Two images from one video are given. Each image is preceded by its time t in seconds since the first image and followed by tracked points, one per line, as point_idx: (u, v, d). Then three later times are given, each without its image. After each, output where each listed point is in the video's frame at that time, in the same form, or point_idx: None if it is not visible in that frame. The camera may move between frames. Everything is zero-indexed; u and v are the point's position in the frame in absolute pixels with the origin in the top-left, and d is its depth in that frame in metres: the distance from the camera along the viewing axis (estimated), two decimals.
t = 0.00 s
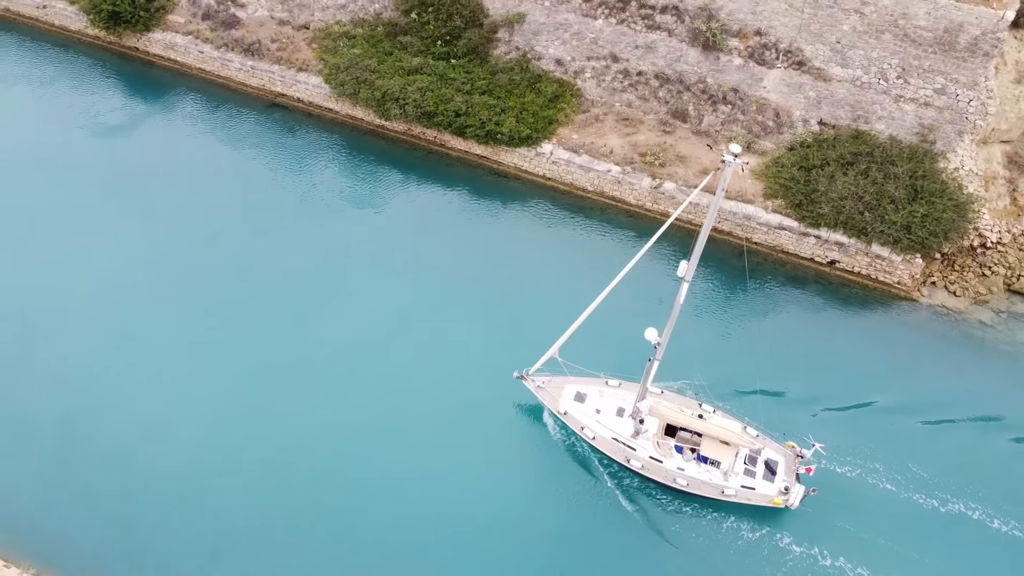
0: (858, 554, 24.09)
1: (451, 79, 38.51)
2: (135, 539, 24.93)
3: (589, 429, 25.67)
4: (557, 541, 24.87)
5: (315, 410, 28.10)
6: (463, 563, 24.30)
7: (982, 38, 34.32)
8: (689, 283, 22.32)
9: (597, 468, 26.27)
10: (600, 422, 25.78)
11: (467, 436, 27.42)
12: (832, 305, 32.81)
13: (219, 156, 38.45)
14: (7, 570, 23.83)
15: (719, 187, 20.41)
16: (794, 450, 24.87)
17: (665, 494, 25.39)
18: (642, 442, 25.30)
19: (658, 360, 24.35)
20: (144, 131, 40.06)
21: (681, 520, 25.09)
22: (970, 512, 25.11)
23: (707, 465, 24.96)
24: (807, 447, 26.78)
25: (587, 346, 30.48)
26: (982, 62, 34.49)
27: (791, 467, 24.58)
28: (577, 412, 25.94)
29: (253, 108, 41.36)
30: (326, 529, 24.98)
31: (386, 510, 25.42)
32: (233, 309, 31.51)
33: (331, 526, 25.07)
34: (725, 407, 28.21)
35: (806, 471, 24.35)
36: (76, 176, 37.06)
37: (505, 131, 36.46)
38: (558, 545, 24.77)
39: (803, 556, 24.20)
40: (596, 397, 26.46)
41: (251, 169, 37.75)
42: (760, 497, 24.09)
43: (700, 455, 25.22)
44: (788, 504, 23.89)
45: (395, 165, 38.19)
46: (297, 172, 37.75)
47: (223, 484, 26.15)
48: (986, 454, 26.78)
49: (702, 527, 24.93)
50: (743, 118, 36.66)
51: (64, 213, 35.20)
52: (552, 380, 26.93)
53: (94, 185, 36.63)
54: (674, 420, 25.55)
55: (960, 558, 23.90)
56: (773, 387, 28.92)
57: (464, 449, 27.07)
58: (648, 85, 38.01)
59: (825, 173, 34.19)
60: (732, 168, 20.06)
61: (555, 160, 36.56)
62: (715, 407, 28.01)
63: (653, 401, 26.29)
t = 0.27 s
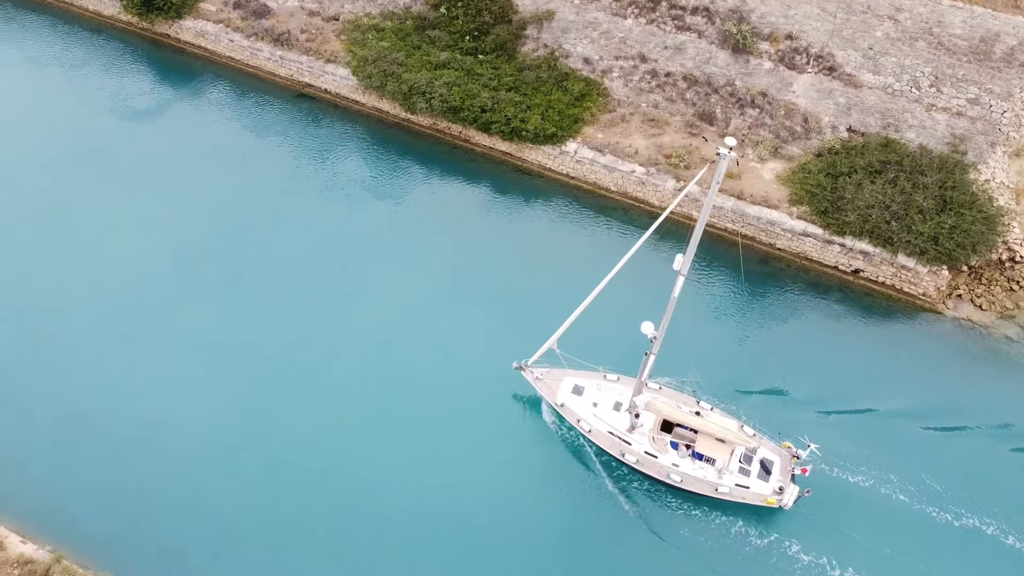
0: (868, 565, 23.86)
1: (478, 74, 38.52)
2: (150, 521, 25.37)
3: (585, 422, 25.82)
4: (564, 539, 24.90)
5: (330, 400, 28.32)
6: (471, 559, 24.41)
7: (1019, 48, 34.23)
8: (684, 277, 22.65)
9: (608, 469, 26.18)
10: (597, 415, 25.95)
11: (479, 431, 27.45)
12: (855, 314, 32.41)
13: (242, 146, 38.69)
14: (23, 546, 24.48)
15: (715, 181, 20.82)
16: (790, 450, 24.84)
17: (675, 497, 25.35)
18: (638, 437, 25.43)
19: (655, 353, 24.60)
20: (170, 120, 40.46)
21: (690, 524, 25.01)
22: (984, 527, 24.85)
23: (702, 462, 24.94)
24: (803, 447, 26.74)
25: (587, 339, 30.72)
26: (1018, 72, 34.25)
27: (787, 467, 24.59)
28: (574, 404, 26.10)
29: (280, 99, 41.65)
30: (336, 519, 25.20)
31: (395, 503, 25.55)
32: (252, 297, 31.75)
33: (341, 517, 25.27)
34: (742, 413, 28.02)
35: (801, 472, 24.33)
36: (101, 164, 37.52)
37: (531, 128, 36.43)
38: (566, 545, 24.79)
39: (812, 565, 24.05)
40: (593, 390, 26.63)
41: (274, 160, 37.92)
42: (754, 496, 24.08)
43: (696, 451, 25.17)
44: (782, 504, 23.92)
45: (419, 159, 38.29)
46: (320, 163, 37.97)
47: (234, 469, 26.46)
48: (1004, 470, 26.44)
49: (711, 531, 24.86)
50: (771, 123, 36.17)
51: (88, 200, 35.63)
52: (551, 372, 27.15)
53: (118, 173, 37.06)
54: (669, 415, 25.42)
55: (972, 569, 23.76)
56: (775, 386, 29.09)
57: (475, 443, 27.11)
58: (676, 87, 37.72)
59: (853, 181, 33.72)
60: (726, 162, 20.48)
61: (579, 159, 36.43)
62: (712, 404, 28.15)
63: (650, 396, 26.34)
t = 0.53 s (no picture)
0: None
1: (505, 72, 38.57)
2: (165, 504, 25.93)
3: (582, 415, 26.04)
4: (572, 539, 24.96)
5: (345, 393, 28.69)
6: (477, 555, 24.57)
7: None
8: (679, 271, 22.79)
9: (618, 471, 26.18)
10: (594, 409, 26.20)
11: (493, 428, 27.61)
12: (878, 326, 32.07)
13: (252, 146, 38.72)
14: (40, 524, 25.43)
15: (710, 175, 20.73)
16: (787, 451, 24.94)
17: (685, 502, 25.35)
18: (634, 432, 25.64)
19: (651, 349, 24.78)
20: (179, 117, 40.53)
21: (698, 529, 24.96)
22: (997, 544, 24.57)
23: (697, 460, 25.07)
24: (800, 449, 26.69)
25: (587, 332, 30.88)
26: None
27: (782, 468, 24.69)
28: (571, 397, 26.37)
29: (293, 100, 41.57)
30: (346, 510, 25.52)
31: (404, 498, 25.82)
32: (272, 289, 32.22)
33: (350, 508, 25.59)
34: (760, 420, 27.82)
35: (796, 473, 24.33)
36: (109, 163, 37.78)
37: (556, 128, 36.42)
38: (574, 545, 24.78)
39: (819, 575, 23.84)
40: (591, 385, 26.90)
41: (282, 161, 37.82)
42: (748, 496, 24.17)
43: (691, 449, 25.31)
44: (776, 505, 23.98)
45: (444, 155, 38.44)
46: (347, 155, 38.41)
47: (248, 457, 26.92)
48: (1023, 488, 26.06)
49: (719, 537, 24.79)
50: (799, 130, 35.77)
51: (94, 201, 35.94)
52: (550, 365, 27.46)
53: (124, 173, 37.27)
54: (665, 412, 25.61)
55: None
56: (776, 386, 29.15)
57: (486, 440, 27.30)
58: (704, 91, 37.47)
59: (880, 191, 33.27)
60: (720, 156, 20.05)
61: (604, 160, 36.31)
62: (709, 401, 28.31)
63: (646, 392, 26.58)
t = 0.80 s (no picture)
0: None
1: (533, 72, 38.72)
2: (180, 489, 26.43)
3: (579, 408, 26.30)
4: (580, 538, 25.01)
5: (362, 385, 29.05)
6: (484, 552, 24.68)
7: None
8: (677, 266, 22.72)
9: (629, 474, 26.23)
10: (591, 403, 26.43)
11: (506, 425, 27.79)
12: (900, 340, 31.64)
13: (255, 147, 38.66)
14: (57, 504, 25.70)
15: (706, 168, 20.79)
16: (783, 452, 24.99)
17: (694, 507, 25.37)
18: (630, 427, 25.80)
19: (648, 344, 24.69)
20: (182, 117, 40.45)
21: (708, 535, 24.89)
22: (1010, 562, 24.19)
23: (692, 457, 25.18)
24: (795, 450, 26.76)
25: (604, 335, 30.72)
26: None
27: (778, 469, 24.75)
28: (569, 390, 26.63)
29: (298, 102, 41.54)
30: (357, 502, 25.84)
31: (414, 492, 26.05)
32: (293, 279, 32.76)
33: (361, 500, 25.90)
34: (777, 431, 27.56)
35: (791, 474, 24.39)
36: (111, 163, 37.79)
37: (581, 129, 36.40)
38: (582, 545, 24.83)
39: None
40: (590, 379, 27.14)
41: (285, 165, 37.79)
42: (742, 495, 24.29)
43: (687, 446, 25.41)
44: (769, 505, 24.10)
45: (468, 153, 38.61)
46: (373, 149, 38.84)
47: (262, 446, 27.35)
48: None
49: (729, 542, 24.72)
50: (826, 138, 35.54)
51: (94, 201, 36.00)
52: (549, 357, 27.72)
53: (126, 174, 37.28)
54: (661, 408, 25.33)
55: None
56: (779, 388, 29.16)
57: (498, 437, 27.51)
58: (732, 96, 37.37)
59: (907, 203, 32.94)
60: (718, 149, 20.20)
61: (628, 163, 36.23)
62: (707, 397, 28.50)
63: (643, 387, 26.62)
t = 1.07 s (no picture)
0: None
1: (559, 73, 38.85)
2: (196, 475, 26.95)
3: (578, 401, 26.70)
4: (585, 537, 25.27)
5: (377, 378, 29.38)
6: (490, 548, 24.97)
7: None
8: (674, 259, 23.35)
9: (637, 478, 26.35)
10: (590, 396, 26.79)
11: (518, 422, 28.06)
12: (921, 354, 31.30)
13: (260, 146, 38.57)
14: (75, 486, 26.36)
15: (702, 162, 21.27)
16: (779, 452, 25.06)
17: (702, 511, 25.52)
18: (627, 422, 26.12)
19: (646, 337, 25.22)
20: (183, 116, 40.43)
21: (715, 540, 24.98)
22: None
23: (688, 454, 25.40)
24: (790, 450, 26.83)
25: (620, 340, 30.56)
26: None
27: (773, 469, 24.84)
28: (568, 383, 27.03)
29: (299, 103, 41.29)
30: (363, 498, 26.13)
31: (420, 489, 26.33)
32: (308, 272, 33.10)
33: (371, 492, 26.27)
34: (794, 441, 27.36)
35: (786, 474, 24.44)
36: (111, 163, 38.02)
37: (605, 132, 36.36)
38: (588, 544, 25.04)
39: None
40: (589, 372, 27.50)
41: (282, 167, 37.60)
42: (736, 493, 24.44)
43: (683, 442, 25.67)
44: (763, 504, 24.17)
45: (492, 152, 38.80)
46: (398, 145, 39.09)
47: (277, 433, 27.84)
48: None
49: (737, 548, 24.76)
50: (853, 148, 35.27)
51: (94, 201, 36.25)
52: (550, 350, 28.05)
53: (125, 174, 37.48)
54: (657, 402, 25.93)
55: None
56: (771, 390, 29.22)
57: (509, 434, 27.74)
58: (759, 103, 37.17)
59: (934, 216, 32.57)
60: (714, 144, 20.89)
61: (651, 167, 36.10)
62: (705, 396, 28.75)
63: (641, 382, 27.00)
